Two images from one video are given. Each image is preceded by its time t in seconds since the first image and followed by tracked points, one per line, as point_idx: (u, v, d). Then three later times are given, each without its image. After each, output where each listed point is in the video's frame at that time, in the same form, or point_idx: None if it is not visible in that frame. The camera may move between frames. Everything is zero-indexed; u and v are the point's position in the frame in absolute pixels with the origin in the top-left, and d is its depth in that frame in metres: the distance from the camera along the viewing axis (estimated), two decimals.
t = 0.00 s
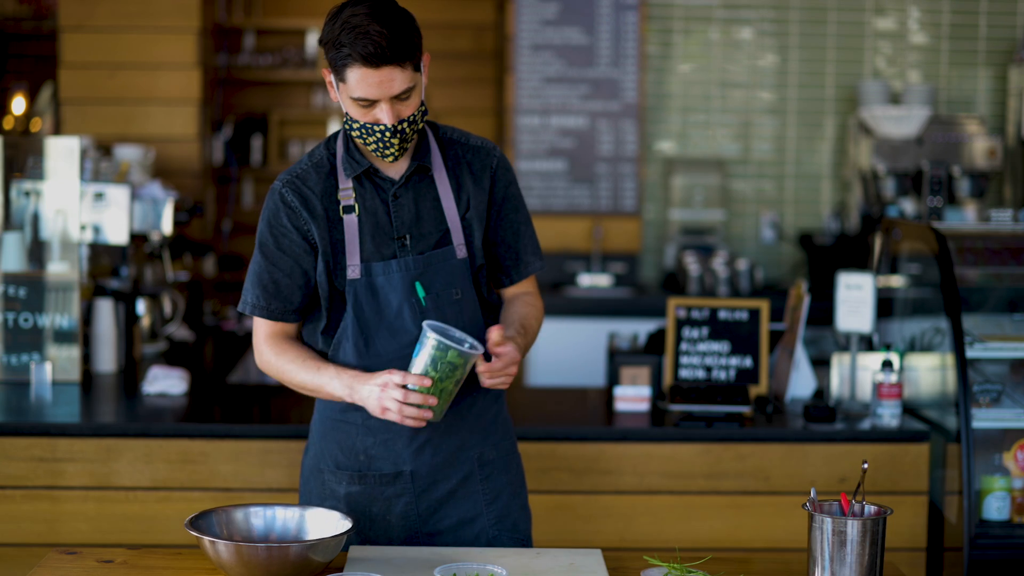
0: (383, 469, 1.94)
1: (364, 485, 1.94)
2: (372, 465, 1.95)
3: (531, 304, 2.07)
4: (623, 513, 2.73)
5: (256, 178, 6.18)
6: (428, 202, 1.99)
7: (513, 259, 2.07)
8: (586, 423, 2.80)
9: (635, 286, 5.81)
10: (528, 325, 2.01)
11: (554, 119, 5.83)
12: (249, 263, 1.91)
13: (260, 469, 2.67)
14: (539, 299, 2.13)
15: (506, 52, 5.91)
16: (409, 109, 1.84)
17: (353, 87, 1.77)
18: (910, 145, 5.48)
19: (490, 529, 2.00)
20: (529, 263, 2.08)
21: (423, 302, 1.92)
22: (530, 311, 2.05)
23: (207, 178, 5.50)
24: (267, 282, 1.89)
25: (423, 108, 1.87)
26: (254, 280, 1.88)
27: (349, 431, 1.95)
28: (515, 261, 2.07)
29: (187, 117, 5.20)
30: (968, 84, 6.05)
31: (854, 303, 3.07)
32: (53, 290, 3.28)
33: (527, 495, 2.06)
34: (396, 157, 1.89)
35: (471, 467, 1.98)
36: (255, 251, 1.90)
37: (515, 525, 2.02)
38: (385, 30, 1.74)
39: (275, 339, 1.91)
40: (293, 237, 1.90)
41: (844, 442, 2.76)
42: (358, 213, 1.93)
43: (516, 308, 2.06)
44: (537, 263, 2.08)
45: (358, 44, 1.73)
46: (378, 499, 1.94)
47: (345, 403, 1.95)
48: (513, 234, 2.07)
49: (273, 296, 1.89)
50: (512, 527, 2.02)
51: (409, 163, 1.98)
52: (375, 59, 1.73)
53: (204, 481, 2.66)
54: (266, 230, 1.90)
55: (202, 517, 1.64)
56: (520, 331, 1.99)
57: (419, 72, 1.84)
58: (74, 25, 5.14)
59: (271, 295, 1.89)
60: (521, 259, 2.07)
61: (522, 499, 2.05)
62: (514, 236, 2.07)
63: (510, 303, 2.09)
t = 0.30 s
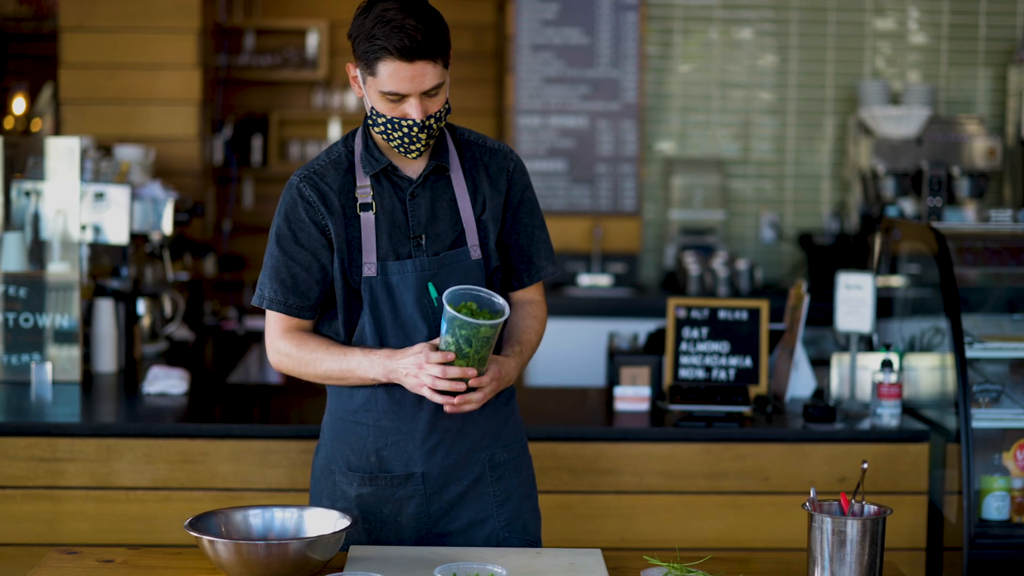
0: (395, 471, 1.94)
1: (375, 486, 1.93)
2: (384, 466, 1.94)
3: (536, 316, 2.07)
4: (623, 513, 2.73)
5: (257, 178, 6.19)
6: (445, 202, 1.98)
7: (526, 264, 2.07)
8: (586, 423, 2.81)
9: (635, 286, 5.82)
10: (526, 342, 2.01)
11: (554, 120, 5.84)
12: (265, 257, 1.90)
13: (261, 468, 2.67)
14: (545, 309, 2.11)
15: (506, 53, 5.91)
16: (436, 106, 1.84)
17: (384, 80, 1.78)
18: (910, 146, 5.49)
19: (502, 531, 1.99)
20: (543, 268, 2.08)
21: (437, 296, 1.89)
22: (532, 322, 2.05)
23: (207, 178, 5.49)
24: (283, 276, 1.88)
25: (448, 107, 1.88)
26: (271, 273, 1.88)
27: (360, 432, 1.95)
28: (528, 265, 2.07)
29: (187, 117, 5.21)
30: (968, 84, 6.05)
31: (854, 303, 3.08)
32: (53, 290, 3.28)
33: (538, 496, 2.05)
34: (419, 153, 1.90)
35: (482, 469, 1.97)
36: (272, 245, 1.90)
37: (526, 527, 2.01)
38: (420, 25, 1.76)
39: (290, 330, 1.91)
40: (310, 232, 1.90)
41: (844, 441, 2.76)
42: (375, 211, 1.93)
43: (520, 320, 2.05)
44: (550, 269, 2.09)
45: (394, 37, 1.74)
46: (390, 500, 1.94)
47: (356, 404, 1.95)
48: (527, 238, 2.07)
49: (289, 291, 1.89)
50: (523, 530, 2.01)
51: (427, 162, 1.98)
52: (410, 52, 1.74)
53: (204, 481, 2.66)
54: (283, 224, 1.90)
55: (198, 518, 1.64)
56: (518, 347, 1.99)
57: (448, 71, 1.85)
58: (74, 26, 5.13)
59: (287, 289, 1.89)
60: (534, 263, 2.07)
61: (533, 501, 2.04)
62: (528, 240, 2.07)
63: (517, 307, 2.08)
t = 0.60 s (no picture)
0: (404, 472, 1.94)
1: (385, 487, 1.93)
2: (393, 467, 1.94)
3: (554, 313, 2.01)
4: (623, 513, 2.73)
5: (256, 178, 6.19)
6: (457, 203, 1.98)
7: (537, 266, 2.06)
8: (586, 423, 2.81)
9: (635, 286, 5.82)
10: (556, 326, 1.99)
11: (554, 120, 5.84)
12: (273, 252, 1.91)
13: (261, 469, 2.67)
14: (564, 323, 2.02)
15: (506, 53, 5.91)
16: (459, 103, 1.85)
17: (412, 76, 1.78)
18: (910, 146, 5.48)
19: (510, 532, 1.98)
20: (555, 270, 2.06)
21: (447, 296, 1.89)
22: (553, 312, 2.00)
23: (207, 178, 5.49)
24: (289, 273, 1.89)
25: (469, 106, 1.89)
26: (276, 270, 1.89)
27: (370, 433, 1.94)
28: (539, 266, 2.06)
29: (187, 117, 5.21)
30: (968, 84, 6.05)
31: (854, 303, 3.08)
32: (53, 290, 3.28)
33: (547, 497, 2.04)
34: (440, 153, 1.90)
35: (492, 470, 1.97)
36: (280, 241, 1.91)
37: (535, 528, 2.01)
38: (451, 22, 1.77)
39: (288, 333, 1.90)
40: (318, 230, 1.91)
41: (844, 441, 2.76)
42: (387, 209, 1.93)
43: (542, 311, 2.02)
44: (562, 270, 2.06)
45: (425, 34, 1.75)
46: (399, 501, 1.94)
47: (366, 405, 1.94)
48: (540, 239, 2.06)
49: (294, 288, 1.89)
50: (532, 531, 2.00)
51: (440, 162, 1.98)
52: (441, 49, 1.75)
53: (204, 481, 2.66)
54: (292, 220, 1.91)
55: (199, 518, 1.64)
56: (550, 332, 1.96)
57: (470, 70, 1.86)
58: (74, 26, 5.13)
59: (292, 286, 1.89)
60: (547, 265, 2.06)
61: (542, 502, 2.03)
62: (541, 242, 2.06)
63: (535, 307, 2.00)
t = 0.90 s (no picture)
0: (409, 473, 1.94)
1: (390, 488, 1.94)
2: (398, 468, 1.94)
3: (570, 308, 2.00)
4: (623, 513, 2.73)
5: (256, 178, 6.19)
6: (462, 203, 1.99)
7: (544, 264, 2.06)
8: (586, 423, 2.81)
9: (635, 286, 5.82)
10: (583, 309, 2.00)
11: (554, 120, 5.84)
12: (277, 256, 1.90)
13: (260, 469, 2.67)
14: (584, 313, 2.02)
15: (506, 53, 5.91)
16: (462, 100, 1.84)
17: (411, 70, 1.79)
18: (910, 145, 5.48)
19: (515, 532, 1.98)
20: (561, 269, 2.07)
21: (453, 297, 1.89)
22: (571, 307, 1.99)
23: (207, 178, 5.49)
24: (294, 277, 1.88)
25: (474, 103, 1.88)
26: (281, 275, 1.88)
27: (374, 434, 1.94)
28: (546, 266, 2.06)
29: (187, 116, 5.21)
30: (968, 84, 6.05)
31: (854, 303, 3.08)
32: (53, 290, 3.29)
33: (552, 497, 2.04)
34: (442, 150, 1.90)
35: (496, 470, 1.97)
36: (284, 244, 1.90)
37: (539, 529, 2.01)
38: (451, 15, 1.77)
39: (275, 356, 1.85)
40: (323, 233, 1.91)
41: (844, 441, 2.76)
42: (392, 211, 1.93)
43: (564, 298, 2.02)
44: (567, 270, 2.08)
45: (425, 25, 1.75)
46: (403, 501, 1.94)
47: (370, 405, 1.94)
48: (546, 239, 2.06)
49: (299, 292, 1.88)
50: (536, 532, 2.00)
51: (444, 163, 1.98)
52: (442, 39, 1.75)
53: (204, 481, 2.66)
54: (296, 224, 1.90)
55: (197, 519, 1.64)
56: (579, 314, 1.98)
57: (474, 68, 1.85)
58: (74, 25, 5.13)
59: (297, 290, 1.88)
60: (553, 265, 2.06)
61: (547, 503, 2.03)
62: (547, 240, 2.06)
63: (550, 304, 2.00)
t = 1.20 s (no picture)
0: (409, 473, 1.94)
1: (389, 488, 1.94)
2: (398, 468, 1.94)
3: (552, 318, 2.06)
4: (623, 513, 2.73)
5: (257, 178, 6.19)
6: (463, 206, 1.98)
7: (545, 266, 2.06)
8: (586, 423, 2.81)
9: (635, 286, 5.82)
10: (540, 346, 2.01)
11: (554, 120, 5.84)
12: (281, 259, 1.90)
13: (260, 469, 2.67)
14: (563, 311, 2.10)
15: (506, 53, 5.91)
16: (433, 108, 1.82)
17: (378, 80, 1.77)
18: (910, 146, 5.48)
19: (514, 532, 1.98)
20: (562, 271, 2.07)
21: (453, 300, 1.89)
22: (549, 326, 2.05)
23: (207, 178, 5.49)
24: (298, 280, 1.88)
25: (451, 108, 1.85)
26: (287, 279, 1.88)
27: (375, 433, 1.95)
28: (548, 267, 2.06)
29: (187, 117, 5.21)
30: (968, 84, 6.05)
31: (853, 303, 3.08)
32: (54, 290, 3.29)
33: (551, 497, 2.05)
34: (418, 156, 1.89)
35: (496, 470, 1.97)
36: (287, 247, 1.89)
37: (539, 529, 2.01)
38: (416, 27, 1.72)
39: (282, 365, 1.85)
40: (326, 236, 1.90)
41: (844, 441, 2.76)
42: (392, 213, 1.93)
43: (534, 322, 2.05)
44: (568, 272, 2.07)
45: (388, 39, 1.72)
46: (403, 502, 1.95)
47: (370, 406, 1.95)
48: (547, 241, 2.06)
49: (303, 295, 1.88)
50: (536, 531, 2.00)
51: (445, 165, 1.97)
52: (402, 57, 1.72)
53: (204, 481, 2.66)
54: (299, 227, 1.90)
55: (202, 516, 1.64)
56: (531, 354, 1.98)
57: (451, 74, 1.81)
58: (74, 25, 5.13)
59: (302, 294, 1.88)
60: (555, 267, 2.06)
61: (546, 503, 2.03)
62: (548, 243, 2.05)
63: (533, 309, 2.08)
